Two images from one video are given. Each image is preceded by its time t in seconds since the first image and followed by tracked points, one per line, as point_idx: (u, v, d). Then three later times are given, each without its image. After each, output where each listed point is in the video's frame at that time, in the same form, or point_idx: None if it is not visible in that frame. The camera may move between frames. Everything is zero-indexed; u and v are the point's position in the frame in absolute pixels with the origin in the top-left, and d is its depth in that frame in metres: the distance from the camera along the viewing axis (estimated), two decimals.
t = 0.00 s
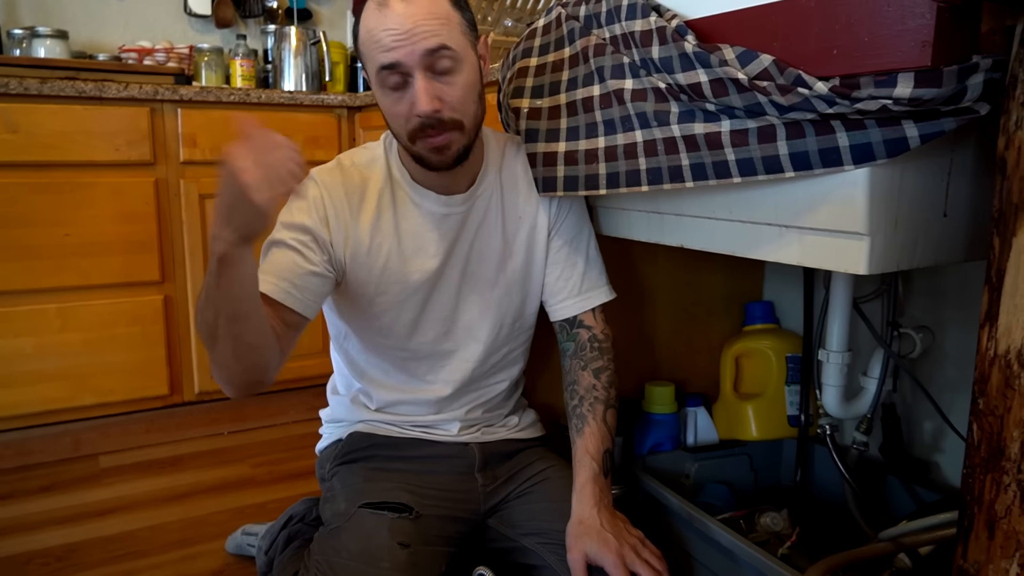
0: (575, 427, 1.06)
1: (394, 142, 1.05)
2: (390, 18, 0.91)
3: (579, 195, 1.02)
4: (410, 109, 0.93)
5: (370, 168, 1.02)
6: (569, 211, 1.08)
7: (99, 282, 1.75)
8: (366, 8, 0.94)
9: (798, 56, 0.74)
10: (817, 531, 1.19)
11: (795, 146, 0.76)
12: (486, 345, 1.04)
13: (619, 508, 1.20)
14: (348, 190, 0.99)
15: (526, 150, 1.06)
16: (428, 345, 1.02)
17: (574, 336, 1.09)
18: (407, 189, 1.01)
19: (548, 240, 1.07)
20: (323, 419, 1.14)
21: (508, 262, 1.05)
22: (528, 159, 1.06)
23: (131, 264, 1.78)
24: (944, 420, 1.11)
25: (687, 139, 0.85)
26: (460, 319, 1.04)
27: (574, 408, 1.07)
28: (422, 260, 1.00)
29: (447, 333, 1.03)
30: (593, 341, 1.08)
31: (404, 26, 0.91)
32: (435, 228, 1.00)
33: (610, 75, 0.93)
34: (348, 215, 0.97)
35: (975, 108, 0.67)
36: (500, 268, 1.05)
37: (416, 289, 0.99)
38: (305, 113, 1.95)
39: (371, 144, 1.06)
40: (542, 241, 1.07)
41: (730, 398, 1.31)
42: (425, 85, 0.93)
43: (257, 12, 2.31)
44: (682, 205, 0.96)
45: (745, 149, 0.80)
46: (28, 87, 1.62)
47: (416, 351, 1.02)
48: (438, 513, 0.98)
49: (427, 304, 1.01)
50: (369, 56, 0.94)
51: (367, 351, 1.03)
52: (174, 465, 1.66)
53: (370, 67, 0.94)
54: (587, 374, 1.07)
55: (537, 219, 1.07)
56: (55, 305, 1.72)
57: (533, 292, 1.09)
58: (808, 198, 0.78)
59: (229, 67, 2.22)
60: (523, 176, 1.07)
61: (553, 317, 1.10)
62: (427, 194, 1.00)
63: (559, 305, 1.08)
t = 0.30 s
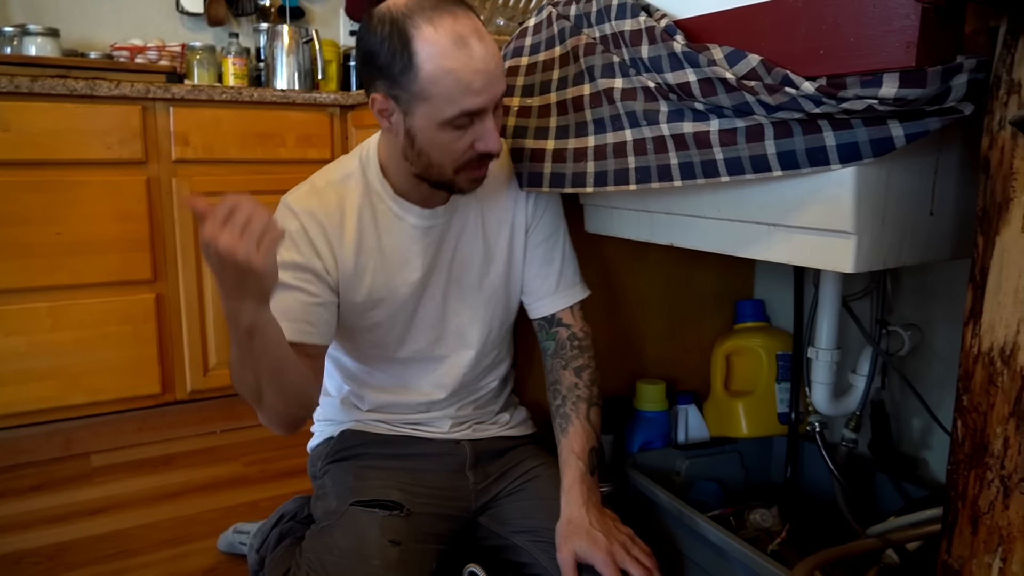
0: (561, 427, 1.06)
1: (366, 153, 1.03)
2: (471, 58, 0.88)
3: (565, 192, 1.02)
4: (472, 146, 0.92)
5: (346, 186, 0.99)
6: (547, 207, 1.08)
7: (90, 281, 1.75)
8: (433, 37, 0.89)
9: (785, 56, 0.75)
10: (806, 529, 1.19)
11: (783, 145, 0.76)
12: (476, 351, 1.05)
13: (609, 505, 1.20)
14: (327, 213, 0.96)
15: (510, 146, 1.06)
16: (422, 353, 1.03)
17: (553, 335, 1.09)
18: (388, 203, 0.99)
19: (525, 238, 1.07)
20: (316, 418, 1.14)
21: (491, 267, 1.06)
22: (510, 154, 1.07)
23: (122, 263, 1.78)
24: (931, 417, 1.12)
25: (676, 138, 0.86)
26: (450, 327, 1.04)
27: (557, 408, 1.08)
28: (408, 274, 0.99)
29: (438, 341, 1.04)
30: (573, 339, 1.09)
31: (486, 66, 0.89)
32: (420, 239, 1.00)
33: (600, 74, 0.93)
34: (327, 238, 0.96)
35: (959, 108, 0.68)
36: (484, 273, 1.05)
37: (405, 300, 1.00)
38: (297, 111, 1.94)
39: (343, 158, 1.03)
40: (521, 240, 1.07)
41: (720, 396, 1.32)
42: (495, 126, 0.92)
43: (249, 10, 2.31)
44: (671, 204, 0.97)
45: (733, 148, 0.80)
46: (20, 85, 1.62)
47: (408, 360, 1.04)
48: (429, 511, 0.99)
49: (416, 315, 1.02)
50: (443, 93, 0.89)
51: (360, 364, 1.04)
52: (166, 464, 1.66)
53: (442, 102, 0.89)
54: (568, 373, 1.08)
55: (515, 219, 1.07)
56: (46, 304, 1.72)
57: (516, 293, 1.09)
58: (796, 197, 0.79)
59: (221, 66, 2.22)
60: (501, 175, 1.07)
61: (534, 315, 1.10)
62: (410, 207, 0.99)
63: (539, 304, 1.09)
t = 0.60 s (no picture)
0: (544, 426, 1.06)
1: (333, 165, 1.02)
2: (432, 69, 0.85)
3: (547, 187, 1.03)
4: (446, 155, 0.89)
5: (317, 202, 0.99)
6: (516, 199, 1.08)
7: (76, 281, 1.74)
8: (393, 56, 0.85)
9: (769, 55, 0.75)
10: (794, 525, 1.20)
11: (767, 144, 0.77)
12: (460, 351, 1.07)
13: (597, 503, 1.20)
14: (304, 230, 0.98)
15: (493, 139, 1.07)
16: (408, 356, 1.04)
17: (530, 333, 1.09)
18: (358, 215, 0.99)
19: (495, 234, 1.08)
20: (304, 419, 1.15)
21: (466, 270, 1.05)
22: (492, 146, 1.07)
23: (110, 263, 1.77)
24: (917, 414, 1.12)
25: (661, 136, 0.86)
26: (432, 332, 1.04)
27: (540, 408, 1.07)
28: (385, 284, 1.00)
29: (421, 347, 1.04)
30: (550, 336, 1.08)
31: (448, 74, 0.86)
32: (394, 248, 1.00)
33: (586, 73, 0.93)
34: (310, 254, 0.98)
35: (940, 107, 0.68)
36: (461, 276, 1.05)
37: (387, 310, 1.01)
38: (285, 110, 1.93)
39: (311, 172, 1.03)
40: (493, 237, 1.07)
41: (708, 393, 1.33)
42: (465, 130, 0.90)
43: (237, 9, 2.30)
44: (658, 203, 0.97)
45: (717, 146, 0.81)
46: (4, 85, 1.61)
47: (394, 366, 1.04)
48: (417, 510, 0.99)
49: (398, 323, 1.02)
50: (413, 109, 0.85)
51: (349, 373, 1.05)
52: (155, 464, 1.66)
53: (411, 118, 0.86)
54: (547, 372, 1.07)
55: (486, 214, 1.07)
56: (33, 304, 1.71)
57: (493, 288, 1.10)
58: (780, 195, 0.79)
59: (209, 64, 2.21)
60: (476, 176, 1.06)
61: (510, 311, 1.10)
62: (381, 218, 0.99)
63: (512, 299, 1.09)
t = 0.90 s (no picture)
0: (531, 423, 1.07)
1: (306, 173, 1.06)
2: (352, 59, 0.90)
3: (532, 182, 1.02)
4: (389, 141, 0.93)
5: (296, 205, 1.03)
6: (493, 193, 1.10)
7: (65, 281, 1.73)
8: (310, 51, 0.91)
9: (756, 54, 0.76)
10: (784, 522, 1.20)
11: (754, 141, 0.77)
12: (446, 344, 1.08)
13: (588, 501, 1.19)
14: (286, 232, 1.00)
15: (479, 136, 1.06)
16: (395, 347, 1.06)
17: (512, 327, 1.08)
18: (334, 214, 1.03)
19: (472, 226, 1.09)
20: (294, 418, 1.15)
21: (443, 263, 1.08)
22: (478, 141, 1.06)
23: (99, 262, 1.76)
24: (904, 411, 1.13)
25: (649, 134, 0.86)
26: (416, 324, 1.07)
27: (525, 404, 1.08)
28: (368, 280, 1.04)
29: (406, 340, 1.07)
30: (532, 329, 1.07)
31: (373, 64, 0.90)
32: (371, 244, 1.03)
33: (575, 71, 0.94)
34: (297, 253, 0.99)
35: (925, 105, 0.69)
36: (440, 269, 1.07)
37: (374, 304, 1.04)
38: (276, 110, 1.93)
39: (287, 181, 1.07)
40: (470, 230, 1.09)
41: (699, 391, 1.33)
42: (405, 115, 0.94)
43: (227, 7, 2.29)
44: (648, 202, 0.97)
45: (705, 144, 0.81)
46: None
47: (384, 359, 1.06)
48: (406, 509, 0.99)
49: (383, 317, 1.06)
50: (343, 104, 0.91)
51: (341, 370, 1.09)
52: (145, 464, 1.65)
53: (343, 112, 0.91)
54: (530, 367, 1.07)
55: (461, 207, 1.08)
56: (21, 304, 1.70)
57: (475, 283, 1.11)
58: (768, 194, 0.80)
59: (199, 63, 2.20)
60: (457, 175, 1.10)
61: (490, 306, 1.08)
62: (355, 215, 1.02)
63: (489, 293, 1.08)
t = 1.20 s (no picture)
0: (521, 421, 1.06)
1: (304, 171, 1.03)
2: (368, 70, 0.88)
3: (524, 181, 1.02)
4: (399, 150, 0.91)
5: (297, 207, 1.00)
6: (488, 190, 1.09)
7: (53, 280, 1.72)
8: (324, 60, 0.88)
9: (744, 51, 0.76)
10: (774, 518, 1.21)
11: (742, 139, 0.77)
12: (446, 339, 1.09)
13: (579, 498, 1.19)
14: (291, 236, 0.98)
15: (470, 134, 1.06)
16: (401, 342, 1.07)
17: (505, 326, 1.08)
18: (337, 214, 1.01)
19: (471, 223, 1.08)
20: (284, 416, 1.15)
21: (444, 258, 1.07)
22: (470, 140, 1.06)
23: (89, 261, 1.75)
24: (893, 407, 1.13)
25: (639, 132, 0.86)
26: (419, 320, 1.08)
27: (517, 402, 1.08)
28: (374, 279, 1.03)
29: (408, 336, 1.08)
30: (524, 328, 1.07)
31: (389, 75, 0.88)
32: (375, 243, 1.02)
33: (564, 69, 0.94)
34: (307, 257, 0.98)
35: (911, 101, 0.69)
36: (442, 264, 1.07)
37: (381, 302, 1.04)
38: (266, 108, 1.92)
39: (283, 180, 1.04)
40: (470, 226, 1.08)
41: (690, 388, 1.33)
42: (416, 125, 0.92)
43: (217, 5, 2.29)
44: (637, 198, 0.97)
45: (694, 141, 0.81)
46: None
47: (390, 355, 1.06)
48: (398, 506, 0.99)
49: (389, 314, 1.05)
50: (355, 113, 0.88)
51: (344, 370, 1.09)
52: (135, 463, 1.65)
53: (354, 121, 0.89)
54: (522, 365, 1.07)
55: (461, 203, 1.08)
56: (10, 303, 1.69)
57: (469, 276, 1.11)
58: (757, 191, 0.80)
59: (189, 61, 2.20)
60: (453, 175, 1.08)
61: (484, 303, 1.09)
62: (359, 215, 1.01)
63: (483, 288, 1.09)
